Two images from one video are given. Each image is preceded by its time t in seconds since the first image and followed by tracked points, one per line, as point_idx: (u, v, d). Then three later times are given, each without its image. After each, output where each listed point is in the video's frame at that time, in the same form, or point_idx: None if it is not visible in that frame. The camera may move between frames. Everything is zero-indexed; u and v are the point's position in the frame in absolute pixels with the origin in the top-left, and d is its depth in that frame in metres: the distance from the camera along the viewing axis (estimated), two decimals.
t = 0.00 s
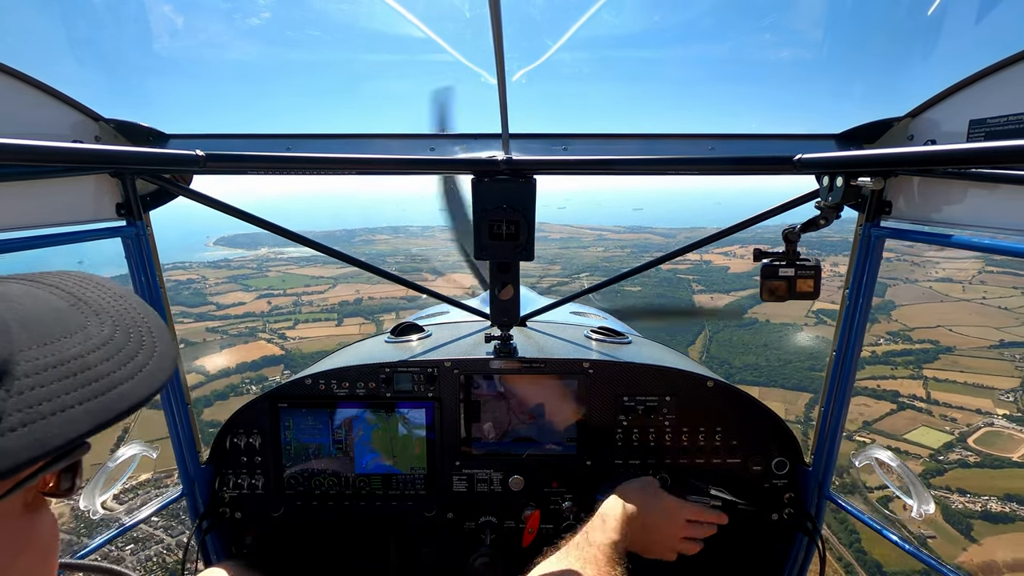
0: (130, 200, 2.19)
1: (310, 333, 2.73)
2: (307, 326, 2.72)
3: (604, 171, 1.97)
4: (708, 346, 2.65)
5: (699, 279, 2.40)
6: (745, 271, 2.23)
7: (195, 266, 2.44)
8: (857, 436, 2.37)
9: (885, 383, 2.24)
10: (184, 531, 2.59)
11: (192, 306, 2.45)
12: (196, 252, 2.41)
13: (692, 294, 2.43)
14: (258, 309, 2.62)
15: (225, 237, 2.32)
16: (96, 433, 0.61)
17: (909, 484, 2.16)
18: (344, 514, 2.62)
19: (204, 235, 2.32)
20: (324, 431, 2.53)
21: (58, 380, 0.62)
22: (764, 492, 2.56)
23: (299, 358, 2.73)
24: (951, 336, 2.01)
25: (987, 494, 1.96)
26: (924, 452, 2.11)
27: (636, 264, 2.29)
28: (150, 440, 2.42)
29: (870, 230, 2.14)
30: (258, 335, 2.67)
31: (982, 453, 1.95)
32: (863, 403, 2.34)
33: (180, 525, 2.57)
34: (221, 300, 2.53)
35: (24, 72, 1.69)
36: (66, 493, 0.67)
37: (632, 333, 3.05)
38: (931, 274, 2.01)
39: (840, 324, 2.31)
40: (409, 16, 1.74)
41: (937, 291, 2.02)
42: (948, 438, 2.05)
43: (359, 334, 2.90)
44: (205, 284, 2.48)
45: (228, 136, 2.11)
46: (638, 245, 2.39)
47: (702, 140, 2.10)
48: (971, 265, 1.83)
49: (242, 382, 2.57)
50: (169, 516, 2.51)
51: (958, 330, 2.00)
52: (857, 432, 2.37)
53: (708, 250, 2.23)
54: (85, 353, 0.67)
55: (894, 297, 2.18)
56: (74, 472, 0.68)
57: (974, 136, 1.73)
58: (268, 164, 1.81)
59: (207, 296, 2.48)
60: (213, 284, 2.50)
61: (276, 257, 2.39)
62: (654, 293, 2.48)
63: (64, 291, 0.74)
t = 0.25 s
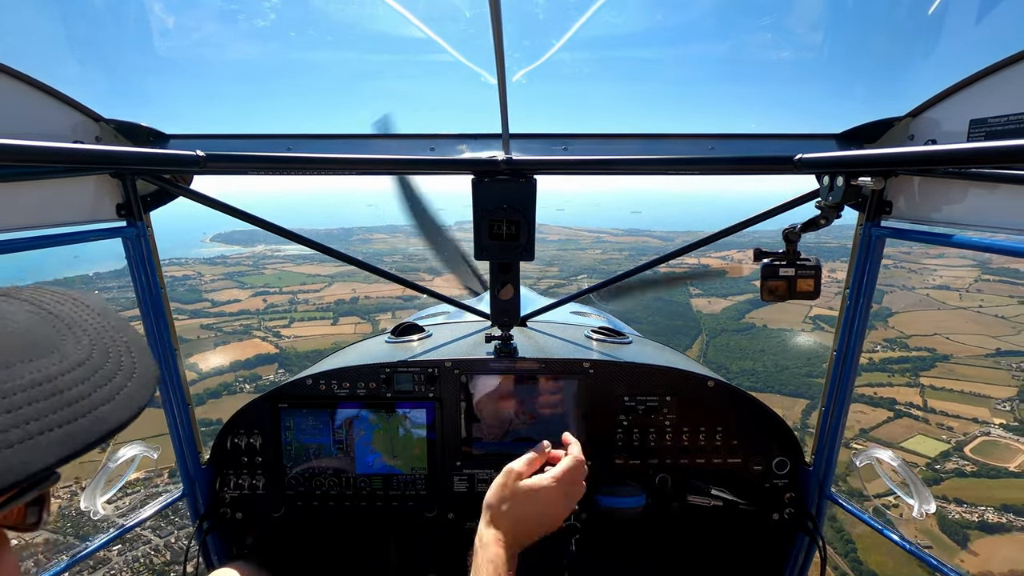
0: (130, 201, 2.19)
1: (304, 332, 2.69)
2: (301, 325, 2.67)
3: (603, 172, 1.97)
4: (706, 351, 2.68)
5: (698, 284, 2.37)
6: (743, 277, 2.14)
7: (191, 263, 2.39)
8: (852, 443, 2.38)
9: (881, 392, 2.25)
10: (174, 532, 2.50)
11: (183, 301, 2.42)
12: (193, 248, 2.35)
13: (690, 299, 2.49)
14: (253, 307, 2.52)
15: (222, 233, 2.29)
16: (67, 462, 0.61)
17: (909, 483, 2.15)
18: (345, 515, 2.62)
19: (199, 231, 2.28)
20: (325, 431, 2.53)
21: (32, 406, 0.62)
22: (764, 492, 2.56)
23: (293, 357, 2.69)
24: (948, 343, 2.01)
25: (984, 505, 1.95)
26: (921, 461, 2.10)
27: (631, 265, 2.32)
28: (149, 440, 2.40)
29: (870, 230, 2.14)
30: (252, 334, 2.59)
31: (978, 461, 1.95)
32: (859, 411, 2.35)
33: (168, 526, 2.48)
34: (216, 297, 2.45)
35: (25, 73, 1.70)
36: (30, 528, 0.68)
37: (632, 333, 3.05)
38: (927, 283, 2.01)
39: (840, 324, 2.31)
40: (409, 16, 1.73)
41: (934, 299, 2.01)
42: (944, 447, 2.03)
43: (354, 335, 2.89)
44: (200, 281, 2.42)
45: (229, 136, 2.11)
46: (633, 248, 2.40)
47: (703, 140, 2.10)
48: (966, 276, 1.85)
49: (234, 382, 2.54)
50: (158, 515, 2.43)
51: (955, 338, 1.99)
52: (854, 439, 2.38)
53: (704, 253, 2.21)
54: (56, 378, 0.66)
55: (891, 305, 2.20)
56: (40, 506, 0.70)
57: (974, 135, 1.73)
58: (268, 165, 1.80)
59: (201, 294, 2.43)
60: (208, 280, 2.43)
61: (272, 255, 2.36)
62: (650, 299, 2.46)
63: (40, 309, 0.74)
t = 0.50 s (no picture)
0: (130, 200, 2.19)
1: (303, 340, 2.66)
2: (300, 332, 2.65)
3: (603, 172, 1.97)
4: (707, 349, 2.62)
5: (697, 281, 2.38)
6: (743, 274, 2.20)
7: (189, 273, 2.41)
8: (858, 439, 2.36)
9: (886, 386, 2.24)
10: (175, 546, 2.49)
11: (181, 311, 2.42)
12: (190, 258, 2.40)
13: (689, 297, 2.44)
14: (252, 314, 2.57)
15: (219, 241, 2.32)
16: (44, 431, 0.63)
17: (909, 484, 2.16)
18: (344, 515, 2.62)
19: (198, 241, 2.31)
20: (324, 431, 2.53)
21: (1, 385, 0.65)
22: (763, 492, 2.56)
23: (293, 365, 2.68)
24: (949, 336, 2.03)
25: (992, 498, 1.96)
26: (927, 456, 2.10)
27: (630, 265, 2.35)
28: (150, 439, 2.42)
29: (870, 230, 2.14)
30: (252, 342, 2.57)
31: (985, 455, 1.96)
32: (863, 406, 2.34)
33: (168, 540, 2.47)
34: (215, 305, 2.47)
35: (24, 72, 1.70)
36: (6, 507, 0.61)
37: (631, 333, 3.05)
38: (926, 275, 2.02)
39: (840, 324, 2.31)
40: (409, 16, 1.74)
41: (934, 291, 2.02)
42: (950, 441, 2.05)
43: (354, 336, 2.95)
44: (198, 290, 2.43)
45: (228, 136, 2.11)
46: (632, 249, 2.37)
47: (702, 140, 2.11)
48: (966, 267, 1.82)
49: (234, 393, 2.52)
50: (157, 530, 2.42)
51: (957, 331, 2.03)
52: (859, 435, 2.36)
53: (705, 249, 2.21)
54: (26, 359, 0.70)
55: (892, 298, 2.17)
56: (19, 483, 0.63)
57: (974, 136, 1.73)
58: (267, 164, 1.81)
59: (200, 303, 2.45)
60: (205, 290, 2.43)
61: (270, 262, 2.40)
62: (652, 296, 2.46)
63: (18, 303, 0.79)
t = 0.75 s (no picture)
0: (130, 200, 2.19)
1: (304, 346, 2.73)
2: (301, 339, 2.71)
3: (603, 172, 1.97)
4: (711, 346, 2.63)
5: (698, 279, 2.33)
6: (744, 270, 2.14)
7: (189, 283, 2.42)
8: (865, 434, 2.34)
9: (891, 379, 2.21)
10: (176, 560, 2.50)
11: (183, 322, 2.44)
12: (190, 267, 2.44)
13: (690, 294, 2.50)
14: (252, 322, 2.61)
15: (219, 250, 2.37)
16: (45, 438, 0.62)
17: (909, 484, 2.15)
18: (344, 515, 2.62)
19: (197, 251, 2.38)
20: (324, 431, 2.53)
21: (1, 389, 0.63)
22: (763, 492, 2.56)
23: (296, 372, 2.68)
24: (954, 327, 2.03)
25: (1003, 491, 1.96)
26: (936, 449, 2.07)
27: (631, 264, 2.31)
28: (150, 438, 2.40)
29: (870, 230, 2.14)
30: (252, 350, 2.58)
31: (995, 446, 1.96)
32: (870, 399, 2.30)
33: (172, 554, 2.49)
34: (215, 315, 2.52)
35: (25, 72, 1.69)
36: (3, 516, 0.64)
37: (631, 333, 3.05)
38: (927, 267, 2.00)
39: (840, 324, 2.31)
40: (409, 16, 1.74)
41: (935, 282, 2.00)
42: (959, 433, 2.04)
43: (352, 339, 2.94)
44: (199, 300, 2.47)
45: (228, 136, 2.11)
46: (632, 248, 2.39)
47: (702, 140, 2.11)
48: (967, 258, 1.78)
49: (234, 402, 2.53)
50: (161, 544, 2.43)
51: (961, 322, 2.02)
52: (866, 429, 2.33)
53: (704, 249, 2.18)
54: (23, 363, 0.68)
55: (894, 291, 2.18)
56: (16, 491, 0.65)
57: (974, 136, 1.73)
58: (267, 164, 1.81)
59: (201, 313, 2.49)
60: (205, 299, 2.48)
61: (269, 269, 2.43)
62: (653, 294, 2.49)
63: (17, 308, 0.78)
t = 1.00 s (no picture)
0: (130, 201, 2.19)
1: (304, 348, 2.65)
2: (302, 341, 2.64)
3: (602, 172, 1.97)
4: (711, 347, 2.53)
5: (698, 279, 2.36)
6: (744, 270, 2.15)
7: (188, 284, 2.40)
8: (868, 434, 2.32)
9: (893, 378, 2.19)
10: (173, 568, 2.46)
11: (183, 325, 2.43)
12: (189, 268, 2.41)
13: (692, 294, 2.43)
14: (252, 325, 2.53)
15: (219, 251, 2.35)
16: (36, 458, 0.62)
17: (909, 484, 2.16)
18: (345, 515, 2.62)
19: (197, 251, 2.35)
20: (325, 431, 2.54)
21: None
22: (763, 492, 2.56)
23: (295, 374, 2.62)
24: (956, 326, 2.00)
25: (1009, 492, 1.91)
26: (940, 450, 2.06)
27: (631, 264, 2.33)
28: (150, 438, 2.36)
29: (870, 230, 2.14)
30: (252, 352, 2.50)
31: (998, 448, 1.93)
32: (873, 400, 2.28)
33: (169, 560, 2.45)
34: (214, 317, 2.48)
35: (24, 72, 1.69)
36: None
37: (631, 334, 3.05)
38: (927, 265, 2.00)
39: (840, 324, 2.31)
40: (409, 16, 1.73)
41: (936, 281, 1.97)
42: (962, 434, 2.01)
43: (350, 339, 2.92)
44: (198, 302, 2.43)
45: (228, 136, 2.11)
46: (632, 248, 2.38)
47: (702, 140, 2.11)
48: (968, 256, 1.79)
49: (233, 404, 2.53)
50: (159, 551, 2.38)
51: (963, 321, 1.98)
52: (869, 431, 2.32)
53: (704, 249, 2.20)
54: (17, 375, 0.68)
55: (894, 289, 2.17)
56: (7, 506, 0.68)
57: (974, 136, 1.73)
58: (267, 164, 1.81)
59: (199, 316, 2.45)
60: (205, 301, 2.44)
61: (269, 271, 2.40)
62: (653, 295, 2.52)
63: (20, 311, 0.78)
